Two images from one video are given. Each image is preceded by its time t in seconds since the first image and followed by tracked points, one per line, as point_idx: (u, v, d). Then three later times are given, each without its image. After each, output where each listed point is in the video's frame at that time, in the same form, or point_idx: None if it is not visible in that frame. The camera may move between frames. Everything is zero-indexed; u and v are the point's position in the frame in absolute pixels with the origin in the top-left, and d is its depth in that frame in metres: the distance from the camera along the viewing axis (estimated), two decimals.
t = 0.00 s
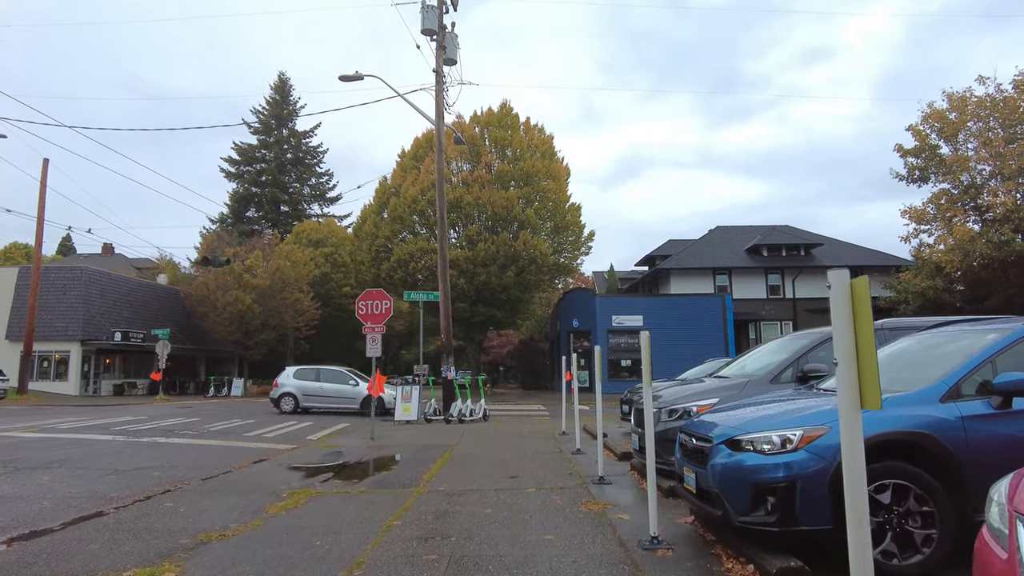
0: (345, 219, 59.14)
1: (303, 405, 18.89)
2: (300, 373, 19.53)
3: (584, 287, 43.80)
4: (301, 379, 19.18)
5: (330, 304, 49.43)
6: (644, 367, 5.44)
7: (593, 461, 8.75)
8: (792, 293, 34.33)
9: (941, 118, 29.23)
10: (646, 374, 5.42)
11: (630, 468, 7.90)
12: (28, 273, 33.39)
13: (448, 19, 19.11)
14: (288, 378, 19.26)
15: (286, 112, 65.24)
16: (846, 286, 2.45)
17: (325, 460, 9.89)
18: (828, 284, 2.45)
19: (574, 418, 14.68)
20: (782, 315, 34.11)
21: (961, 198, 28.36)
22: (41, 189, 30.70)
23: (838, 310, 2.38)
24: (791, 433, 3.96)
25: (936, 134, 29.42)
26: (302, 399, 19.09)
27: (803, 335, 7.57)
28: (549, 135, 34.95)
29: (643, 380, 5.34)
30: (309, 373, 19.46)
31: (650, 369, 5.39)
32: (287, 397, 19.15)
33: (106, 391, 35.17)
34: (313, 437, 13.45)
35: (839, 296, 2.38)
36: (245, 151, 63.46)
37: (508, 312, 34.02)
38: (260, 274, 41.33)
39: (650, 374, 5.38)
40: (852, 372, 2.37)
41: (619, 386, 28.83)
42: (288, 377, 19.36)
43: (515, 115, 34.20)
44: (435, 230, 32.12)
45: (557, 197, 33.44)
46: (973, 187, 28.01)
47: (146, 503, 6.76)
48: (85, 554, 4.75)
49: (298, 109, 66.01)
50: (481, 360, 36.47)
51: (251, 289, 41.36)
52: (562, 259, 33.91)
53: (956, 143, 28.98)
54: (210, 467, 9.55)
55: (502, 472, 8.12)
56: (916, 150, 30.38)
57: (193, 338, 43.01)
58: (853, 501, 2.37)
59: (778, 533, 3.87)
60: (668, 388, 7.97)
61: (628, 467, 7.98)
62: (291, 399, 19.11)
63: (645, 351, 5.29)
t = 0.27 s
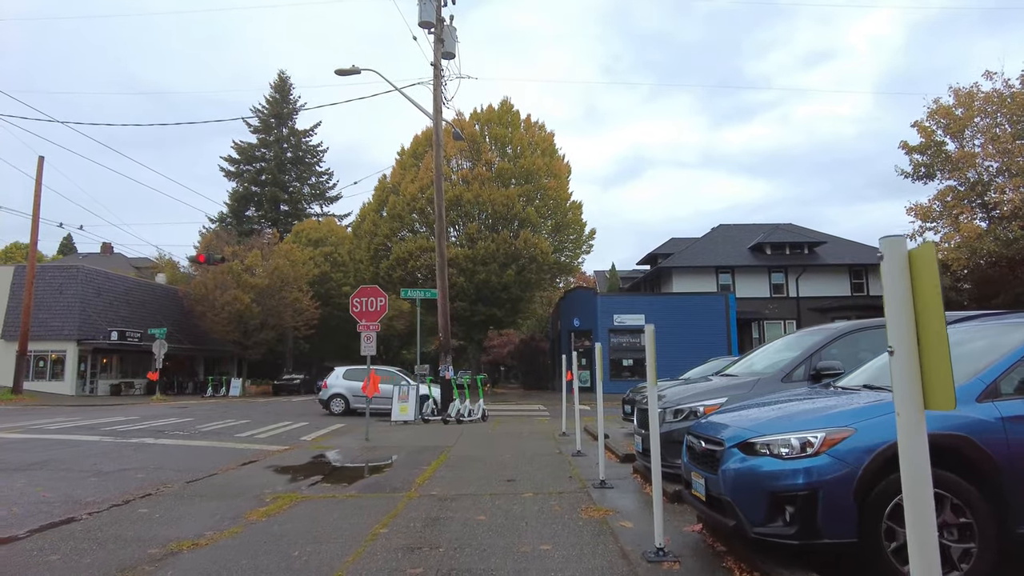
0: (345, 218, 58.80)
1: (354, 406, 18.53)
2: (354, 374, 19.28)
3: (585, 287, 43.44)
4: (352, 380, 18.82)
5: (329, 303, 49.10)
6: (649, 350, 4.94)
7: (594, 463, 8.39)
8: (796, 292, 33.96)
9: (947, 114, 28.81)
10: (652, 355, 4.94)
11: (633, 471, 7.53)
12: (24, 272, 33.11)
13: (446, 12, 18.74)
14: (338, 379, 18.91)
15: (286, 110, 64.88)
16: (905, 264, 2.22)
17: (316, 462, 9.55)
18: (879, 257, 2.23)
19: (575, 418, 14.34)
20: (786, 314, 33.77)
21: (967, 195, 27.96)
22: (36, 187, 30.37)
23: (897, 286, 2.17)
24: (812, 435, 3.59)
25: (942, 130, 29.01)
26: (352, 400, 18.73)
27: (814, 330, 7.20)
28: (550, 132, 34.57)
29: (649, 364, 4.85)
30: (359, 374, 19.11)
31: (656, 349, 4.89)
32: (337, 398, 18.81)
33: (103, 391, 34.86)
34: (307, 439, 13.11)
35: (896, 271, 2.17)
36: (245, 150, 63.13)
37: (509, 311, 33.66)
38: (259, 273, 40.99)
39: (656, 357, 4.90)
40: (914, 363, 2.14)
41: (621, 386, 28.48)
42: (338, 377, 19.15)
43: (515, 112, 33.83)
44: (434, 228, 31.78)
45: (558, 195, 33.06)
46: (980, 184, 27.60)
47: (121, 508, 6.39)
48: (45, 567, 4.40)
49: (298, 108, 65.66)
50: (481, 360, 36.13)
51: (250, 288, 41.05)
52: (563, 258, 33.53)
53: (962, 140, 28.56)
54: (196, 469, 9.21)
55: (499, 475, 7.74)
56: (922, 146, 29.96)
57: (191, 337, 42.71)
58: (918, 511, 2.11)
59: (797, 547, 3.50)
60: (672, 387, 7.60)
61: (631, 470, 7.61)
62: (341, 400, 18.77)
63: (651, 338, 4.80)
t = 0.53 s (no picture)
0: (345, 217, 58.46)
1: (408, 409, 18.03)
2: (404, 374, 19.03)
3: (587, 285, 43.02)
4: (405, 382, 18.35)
5: (329, 303, 48.74)
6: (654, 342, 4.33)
7: (596, 468, 8.00)
8: (801, 290, 33.50)
9: (955, 110, 28.30)
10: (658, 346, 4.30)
11: (637, 478, 7.15)
12: (20, 272, 32.77)
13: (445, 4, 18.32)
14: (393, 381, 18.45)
15: (287, 109, 64.53)
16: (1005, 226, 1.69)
17: (305, 467, 9.15)
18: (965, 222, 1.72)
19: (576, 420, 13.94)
20: (791, 313, 33.33)
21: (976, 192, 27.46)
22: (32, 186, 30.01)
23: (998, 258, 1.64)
24: (841, 444, 3.19)
25: (950, 126, 28.50)
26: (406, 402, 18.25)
27: (827, 329, 6.80)
28: (552, 129, 34.15)
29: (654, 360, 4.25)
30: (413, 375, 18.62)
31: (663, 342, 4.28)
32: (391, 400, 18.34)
33: (100, 391, 34.55)
34: (300, 441, 12.72)
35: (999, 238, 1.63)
36: (245, 149, 62.80)
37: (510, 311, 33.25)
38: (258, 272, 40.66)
39: (662, 348, 4.27)
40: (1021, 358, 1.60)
41: (624, 386, 28.05)
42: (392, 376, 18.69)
43: (516, 109, 33.40)
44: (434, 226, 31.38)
45: (559, 193, 32.64)
46: (989, 180, 27.11)
47: (92, 518, 5.98)
48: None
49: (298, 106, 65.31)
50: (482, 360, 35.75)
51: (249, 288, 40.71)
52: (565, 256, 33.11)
53: (970, 135, 28.05)
54: (180, 474, 8.82)
55: (495, 481, 7.33)
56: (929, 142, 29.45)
57: (190, 337, 42.39)
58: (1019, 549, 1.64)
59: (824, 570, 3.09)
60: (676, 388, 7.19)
61: (635, 476, 7.20)
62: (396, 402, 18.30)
63: (658, 333, 4.22)
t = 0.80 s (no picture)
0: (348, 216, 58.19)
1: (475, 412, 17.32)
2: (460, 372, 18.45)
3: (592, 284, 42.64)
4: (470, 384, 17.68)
5: (332, 302, 48.45)
6: (666, 340, 3.73)
7: (601, 471, 7.63)
8: (807, 289, 33.05)
9: (966, 104, 27.77)
10: (671, 346, 3.70)
11: (645, 482, 6.80)
12: (19, 270, 32.53)
13: None
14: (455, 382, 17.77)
15: (290, 108, 64.27)
16: None
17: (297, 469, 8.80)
18: None
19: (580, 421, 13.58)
20: (798, 312, 32.89)
21: (987, 188, 26.96)
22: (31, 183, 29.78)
23: None
24: (883, 450, 2.80)
25: (960, 121, 28.00)
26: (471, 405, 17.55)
27: (851, 325, 6.41)
28: (555, 126, 33.78)
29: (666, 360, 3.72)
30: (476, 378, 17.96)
31: (677, 341, 3.69)
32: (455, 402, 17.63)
33: (101, 391, 34.32)
34: (297, 442, 12.38)
35: None
36: (248, 148, 62.59)
37: (513, 309, 32.88)
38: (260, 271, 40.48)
39: (676, 347, 3.68)
40: None
41: (628, 386, 27.63)
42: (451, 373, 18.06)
43: (520, 106, 33.04)
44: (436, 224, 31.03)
45: (563, 190, 32.26)
46: (1000, 176, 26.62)
47: (66, 524, 5.61)
48: None
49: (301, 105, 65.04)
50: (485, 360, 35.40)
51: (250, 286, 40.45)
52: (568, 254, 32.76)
53: (981, 130, 27.54)
54: (169, 477, 8.48)
55: (496, 486, 6.95)
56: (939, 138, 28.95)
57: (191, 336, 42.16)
58: None
59: None
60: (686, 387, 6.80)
61: (643, 482, 6.82)
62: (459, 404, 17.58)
63: (673, 329, 3.67)
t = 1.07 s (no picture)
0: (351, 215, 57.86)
1: (540, 413, 16.50)
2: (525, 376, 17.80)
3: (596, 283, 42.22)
4: (535, 383, 16.86)
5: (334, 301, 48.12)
6: (684, 338, 3.35)
7: (608, 478, 7.24)
8: (815, 288, 32.56)
9: (977, 100, 27.28)
10: (688, 345, 3.33)
11: (654, 492, 6.42)
12: (19, 269, 32.27)
13: None
14: (519, 382, 16.94)
15: (293, 107, 63.98)
16: None
17: (290, 475, 8.43)
18: None
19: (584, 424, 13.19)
20: (806, 312, 32.41)
21: (1000, 185, 26.44)
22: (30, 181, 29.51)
23: None
24: (941, 469, 2.40)
25: (972, 117, 27.49)
26: (537, 405, 16.70)
27: (875, 324, 6.00)
28: (559, 123, 33.38)
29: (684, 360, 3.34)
30: (540, 376, 17.15)
31: (696, 339, 3.31)
32: (521, 402, 16.78)
33: (101, 391, 34.04)
34: (293, 444, 12.00)
35: None
36: (250, 147, 62.34)
37: (517, 309, 32.46)
38: (261, 271, 40.62)
39: (695, 346, 3.30)
40: None
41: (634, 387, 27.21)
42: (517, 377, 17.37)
43: (523, 103, 32.62)
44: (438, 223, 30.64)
45: (567, 188, 31.85)
46: (1013, 173, 26.11)
47: (35, 537, 5.24)
48: None
49: (304, 104, 64.77)
50: (488, 360, 35.01)
51: (252, 286, 40.14)
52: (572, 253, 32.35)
53: (994, 127, 27.03)
54: (156, 482, 8.12)
55: (497, 494, 6.57)
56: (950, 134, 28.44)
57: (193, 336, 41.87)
58: None
59: None
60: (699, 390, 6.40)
61: (653, 490, 6.44)
62: (524, 404, 16.76)
63: (692, 327, 3.30)
